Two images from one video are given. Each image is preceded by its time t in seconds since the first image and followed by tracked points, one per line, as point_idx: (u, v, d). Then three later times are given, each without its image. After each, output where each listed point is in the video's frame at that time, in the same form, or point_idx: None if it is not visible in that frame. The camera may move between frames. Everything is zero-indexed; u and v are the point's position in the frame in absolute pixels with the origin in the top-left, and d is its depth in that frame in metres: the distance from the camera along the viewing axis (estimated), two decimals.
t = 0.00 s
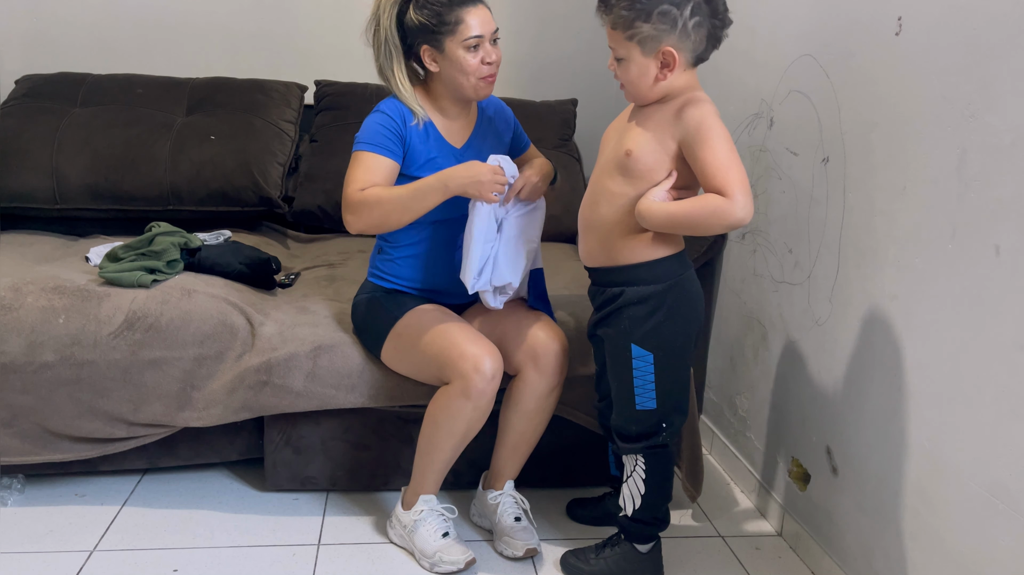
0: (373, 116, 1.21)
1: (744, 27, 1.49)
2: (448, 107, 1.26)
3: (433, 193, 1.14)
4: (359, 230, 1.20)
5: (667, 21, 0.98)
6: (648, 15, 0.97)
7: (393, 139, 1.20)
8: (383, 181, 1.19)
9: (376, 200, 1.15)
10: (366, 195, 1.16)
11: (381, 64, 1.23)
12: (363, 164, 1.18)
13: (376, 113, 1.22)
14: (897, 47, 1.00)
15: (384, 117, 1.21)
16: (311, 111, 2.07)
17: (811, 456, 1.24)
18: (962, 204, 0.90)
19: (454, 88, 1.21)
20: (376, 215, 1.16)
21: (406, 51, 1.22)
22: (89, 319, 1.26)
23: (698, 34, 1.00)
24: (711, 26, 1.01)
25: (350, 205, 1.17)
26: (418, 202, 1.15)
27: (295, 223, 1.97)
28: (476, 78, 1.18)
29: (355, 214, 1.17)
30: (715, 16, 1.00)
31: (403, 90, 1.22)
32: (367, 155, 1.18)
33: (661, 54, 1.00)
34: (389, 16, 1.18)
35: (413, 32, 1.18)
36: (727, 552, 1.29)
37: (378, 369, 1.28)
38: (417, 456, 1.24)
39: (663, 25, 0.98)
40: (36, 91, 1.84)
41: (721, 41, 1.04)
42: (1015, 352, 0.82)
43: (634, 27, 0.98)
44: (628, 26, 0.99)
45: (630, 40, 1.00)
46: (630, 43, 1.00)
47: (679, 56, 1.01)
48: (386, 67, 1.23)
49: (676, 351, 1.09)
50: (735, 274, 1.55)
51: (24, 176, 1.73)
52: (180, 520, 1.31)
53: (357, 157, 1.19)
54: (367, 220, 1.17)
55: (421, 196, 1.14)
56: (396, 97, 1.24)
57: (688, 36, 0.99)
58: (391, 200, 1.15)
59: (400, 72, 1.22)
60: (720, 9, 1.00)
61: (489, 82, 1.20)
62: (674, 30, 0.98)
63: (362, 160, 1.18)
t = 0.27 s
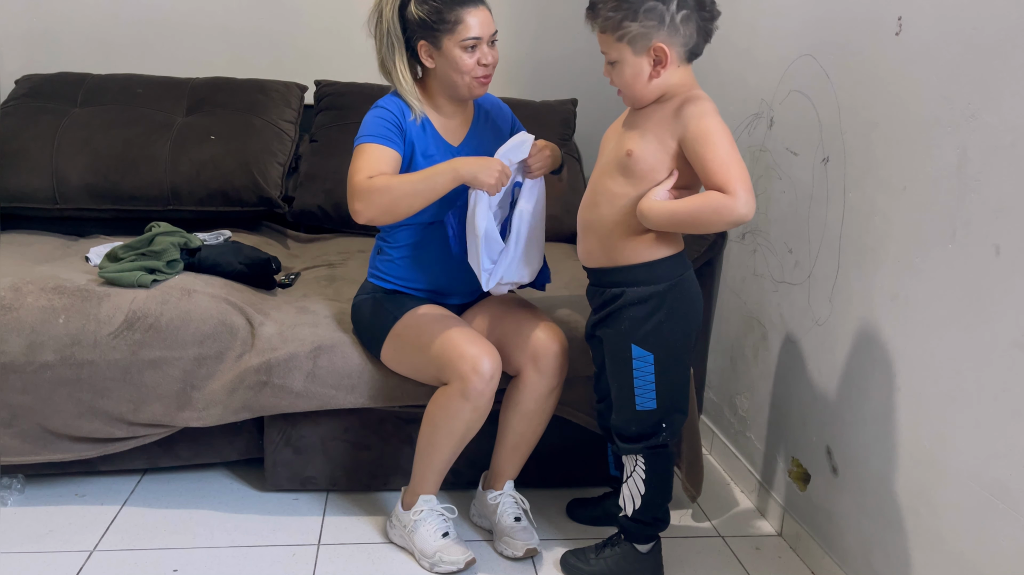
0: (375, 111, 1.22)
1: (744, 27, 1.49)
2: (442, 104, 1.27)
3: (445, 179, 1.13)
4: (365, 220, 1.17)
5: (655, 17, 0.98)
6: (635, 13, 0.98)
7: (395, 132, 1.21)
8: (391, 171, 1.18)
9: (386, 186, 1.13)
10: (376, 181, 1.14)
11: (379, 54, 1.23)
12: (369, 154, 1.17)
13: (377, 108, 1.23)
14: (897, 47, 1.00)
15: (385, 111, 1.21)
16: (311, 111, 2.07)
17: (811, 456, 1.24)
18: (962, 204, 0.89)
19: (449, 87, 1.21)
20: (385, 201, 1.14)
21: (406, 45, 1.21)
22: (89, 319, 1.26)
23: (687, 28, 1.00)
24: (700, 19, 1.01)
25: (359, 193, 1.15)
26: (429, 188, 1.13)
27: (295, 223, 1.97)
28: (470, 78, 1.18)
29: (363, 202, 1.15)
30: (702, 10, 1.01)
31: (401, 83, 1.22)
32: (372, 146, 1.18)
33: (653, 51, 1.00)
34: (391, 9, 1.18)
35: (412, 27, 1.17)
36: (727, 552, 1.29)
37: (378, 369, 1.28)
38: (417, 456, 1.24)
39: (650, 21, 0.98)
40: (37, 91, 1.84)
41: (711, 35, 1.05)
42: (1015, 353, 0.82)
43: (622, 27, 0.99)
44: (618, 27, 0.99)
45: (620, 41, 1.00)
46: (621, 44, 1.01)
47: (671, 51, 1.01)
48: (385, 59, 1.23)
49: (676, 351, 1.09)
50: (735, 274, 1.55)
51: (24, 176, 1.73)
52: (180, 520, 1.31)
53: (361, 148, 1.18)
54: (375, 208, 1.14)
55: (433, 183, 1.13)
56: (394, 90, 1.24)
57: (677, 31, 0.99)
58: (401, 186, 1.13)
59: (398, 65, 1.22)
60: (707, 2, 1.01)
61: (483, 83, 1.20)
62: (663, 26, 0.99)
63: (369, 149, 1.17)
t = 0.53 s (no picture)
0: (373, 109, 1.22)
1: (744, 27, 1.49)
2: (440, 103, 1.26)
3: (450, 171, 1.13)
4: (368, 215, 1.17)
5: (648, 18, 0.98)
6: (629, 16, 0.98)
7: (394, 130, 1.21)
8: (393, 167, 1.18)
9: (388, 180, 1.13)
10: (378, 176, 1.14)
11: (376, 54, 1.23)
12: (370, 150, 1.17)
13: (375, 107, 1.23)
14: (897, 47, 1.00)
15: (383, 110, 1.22)
16: (311, 111, 2.07)
17: (811, 456, 1.24)
18: (962, 204, 0.89)
19: (446, 84, 1.21)
20: (388, 196, 1.14)
21: (402, 45, 1.21)
22: (89, 319, 1.26)
23: (681, 27, 1.01)
24: (694, 18, 1.02)
25: (361, 188, 1.15)
26: (433, 181, 1.13)
27: (295, 224, 1.97)
28: (468, 75, 1.18)
29: (365, 197, 1.14)
30: (694, 8, 1.02)
31: (397, 82, 1.22)
32: (372, 142, 1.18)
33: (649, 52, 1.00)
34: (387, 9, 1.18)
35: (409, 26, 1.17)
36: (727, 552, 1.29)
37: (378, 369, 1.28)
38: (416, 456, 1.24)
39: (645, 23, 0.98)
40: (37, 91, 1.84)
41: (705, 33, 1.05)
42: (1015, 353, 0.82)
43: (616, 31, 0.99)
44: (612, 31, 1.00)
45: (615, 43, 1.00)
46: (615, 47, 1.01)
47: (666, 52, 1.01)
48: (382, 59, 1.23)
49: (675, 351, 1.09)
50: (735, 274, 1.55)
51: (24, 176, 1.73)
52: (180, 520, 1.31)
53: (361, 144, 1.18)
54: (378, 202, 1.14)
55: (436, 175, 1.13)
56: (391, 89, 1.24)
57: (672, 30, 1.00)
58: (404, 180, 1.13)
59: (395, 64, 1.22)
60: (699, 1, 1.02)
61: (480, 80, 1.20)
62: (657, 26, 0.99)
63: (369, 145, 1.17)
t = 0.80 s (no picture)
0: (370, 110, 1.22)
1: (744, 27, 1.50)
2: (437, 105, 1.26)
3: (444, 176, 1.15)
4: (361, 214, 1.16)
5: (646, 18, 0.99)
6: (626, 17, 0.98)
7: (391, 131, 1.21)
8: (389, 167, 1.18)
9: (384, 180, 1.13)
10: (373, 176, 1.14)
11: (372, 57, 1.23)
12: (366, 150, 1.17)
13: (372, 108, 1.23)
14: (897, 47, 1.00)
15: (380, 111, 1.22)
16: (311, 111, 2.07)
17: (811, 456, 1.24)
18: (962, 204, 0.90)
19: (444, 84, 1.21)
20: (384, 197, 1.14)
21: (399, 47, 1.22)
22: (89, 319, 1.26)
23: (679, 27, 1.01)
24: (692, 17, 1.02)
25: (356, 186, 1.14)
26: (429, 185, 1.14)
27: (295, 224, 1.97)
28: (465, 74, 1.18)
29: (360, 195, 1.14)
30: (692, 7, 1.02)
31: (394, 84, 1.22)
32: (369, 142, 1.17)
33: (647, 52, 1.00)
34: (383, 11, 1.19)
35: (405, 27, 1.18)
36: (727, 552, 1.29)
37: (378, 369, 1.28)
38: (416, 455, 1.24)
39: (642, 23, 0.99)
40: (37, 91, 1.84)
41: (703, 32, 1.06)
42: (1015, 353, 0.82)
43: (614, 31, 0.99)
44: (611, 33, 1.00)
45: (614, 45, 1.00)
46: (614, 48, 1.01)
47: (664, 52, 1.01)
48: (379, 61, 1.23)
49: (674, 350, 1.09)
50: (735, 274, 1.55)
51: (24, 176, 1.73)
52: (180, 520, 1.31)
53: (358, 144, 1.18)
54: (373, 202, 1.14)
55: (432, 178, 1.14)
56: (388, 91, 1.24)
57: (669, 30, 1.00)
58: (401, 181, 1.13)
59: (391, 66, 1.22)
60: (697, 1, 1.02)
61: (478, 79, 1.20)
62: (655, 26, 0.99)
63: (366, 144, 1.17)
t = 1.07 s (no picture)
0: (368, 112, 1.22)
1: (744, 27, 1.50)
2: (437, 104, 1.26)
3: (439, 174, 1.16)
4: (358, 214, 1.15)
5: (646, 18, 0.98)
6: (626, 17, 0.98)
7: (389, 131, 1.20)
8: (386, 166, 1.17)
9: (382, 179, 1.13)
10: (370, 175, 1.13)
11: (370, 60, 1.23)
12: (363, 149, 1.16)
13: (371, 109, 1.23)
14: (897, 47, 1.00)
15: (377, 111, 1.22)
16: (311, 111, 2.07)
17: (811, 456, 1.24)
18: (962, 204, 0.90)
19: (443, 82, 1.21)
20: (381, 195, 1.13)
21: (396, 47, 1.22)
22: (89, 319, 1.26)
23: (680, 26, 1.01)
24: (692, 17, 1.02)
25: (353, 185, 1.13)
26: (424, 184, 1.15)
27: (295, 224, 1.97)
28: (464, 70, 1.18)
29: (357, 193, 1.13)
30: (693, 7, 1.02)
31: (392, 85, 1.22)
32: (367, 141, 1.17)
33: (648, 52, 1.00)
34: (379, 12, 1.19)
35: (402, 27, 1.18)
36: (727, 552, 1.29)
37: (378, 369, 1.28)
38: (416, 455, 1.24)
39: (642, 23, 0.98)
40: (36, 91, 1.84)
41: (705, 32, 1.05)
42: (1015, 353, 0.82)
43: (615, 31, 0.99)
44: (611, 33, 1.00)
45: (615, 44, 1.00)
46: (615, 48, 1.01)
47: (665, 51, 1.01)
48: (377, 62, 1.23)
49: (673, 350, 1.09)
50: (735, 274, 1.55)
51: (24, 176, 1.73)
52: (181, 520, 1.31)
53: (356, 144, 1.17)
54: (370, 201, 1.14)
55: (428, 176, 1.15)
56: (387, 92, 1.24)
57: (670, 30, 0.99)
58: (398, 180, 1.14)
59: (390, 66, 1.22)
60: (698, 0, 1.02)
61: (478, 75, 1.20)
62: (655, 26, 0.99)
63: (363, 143, 1.16)
